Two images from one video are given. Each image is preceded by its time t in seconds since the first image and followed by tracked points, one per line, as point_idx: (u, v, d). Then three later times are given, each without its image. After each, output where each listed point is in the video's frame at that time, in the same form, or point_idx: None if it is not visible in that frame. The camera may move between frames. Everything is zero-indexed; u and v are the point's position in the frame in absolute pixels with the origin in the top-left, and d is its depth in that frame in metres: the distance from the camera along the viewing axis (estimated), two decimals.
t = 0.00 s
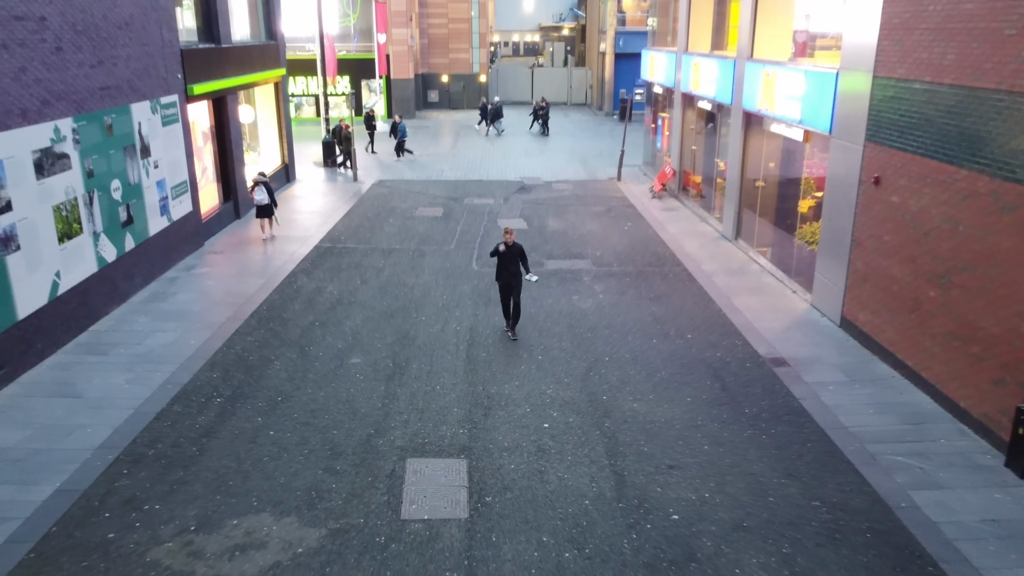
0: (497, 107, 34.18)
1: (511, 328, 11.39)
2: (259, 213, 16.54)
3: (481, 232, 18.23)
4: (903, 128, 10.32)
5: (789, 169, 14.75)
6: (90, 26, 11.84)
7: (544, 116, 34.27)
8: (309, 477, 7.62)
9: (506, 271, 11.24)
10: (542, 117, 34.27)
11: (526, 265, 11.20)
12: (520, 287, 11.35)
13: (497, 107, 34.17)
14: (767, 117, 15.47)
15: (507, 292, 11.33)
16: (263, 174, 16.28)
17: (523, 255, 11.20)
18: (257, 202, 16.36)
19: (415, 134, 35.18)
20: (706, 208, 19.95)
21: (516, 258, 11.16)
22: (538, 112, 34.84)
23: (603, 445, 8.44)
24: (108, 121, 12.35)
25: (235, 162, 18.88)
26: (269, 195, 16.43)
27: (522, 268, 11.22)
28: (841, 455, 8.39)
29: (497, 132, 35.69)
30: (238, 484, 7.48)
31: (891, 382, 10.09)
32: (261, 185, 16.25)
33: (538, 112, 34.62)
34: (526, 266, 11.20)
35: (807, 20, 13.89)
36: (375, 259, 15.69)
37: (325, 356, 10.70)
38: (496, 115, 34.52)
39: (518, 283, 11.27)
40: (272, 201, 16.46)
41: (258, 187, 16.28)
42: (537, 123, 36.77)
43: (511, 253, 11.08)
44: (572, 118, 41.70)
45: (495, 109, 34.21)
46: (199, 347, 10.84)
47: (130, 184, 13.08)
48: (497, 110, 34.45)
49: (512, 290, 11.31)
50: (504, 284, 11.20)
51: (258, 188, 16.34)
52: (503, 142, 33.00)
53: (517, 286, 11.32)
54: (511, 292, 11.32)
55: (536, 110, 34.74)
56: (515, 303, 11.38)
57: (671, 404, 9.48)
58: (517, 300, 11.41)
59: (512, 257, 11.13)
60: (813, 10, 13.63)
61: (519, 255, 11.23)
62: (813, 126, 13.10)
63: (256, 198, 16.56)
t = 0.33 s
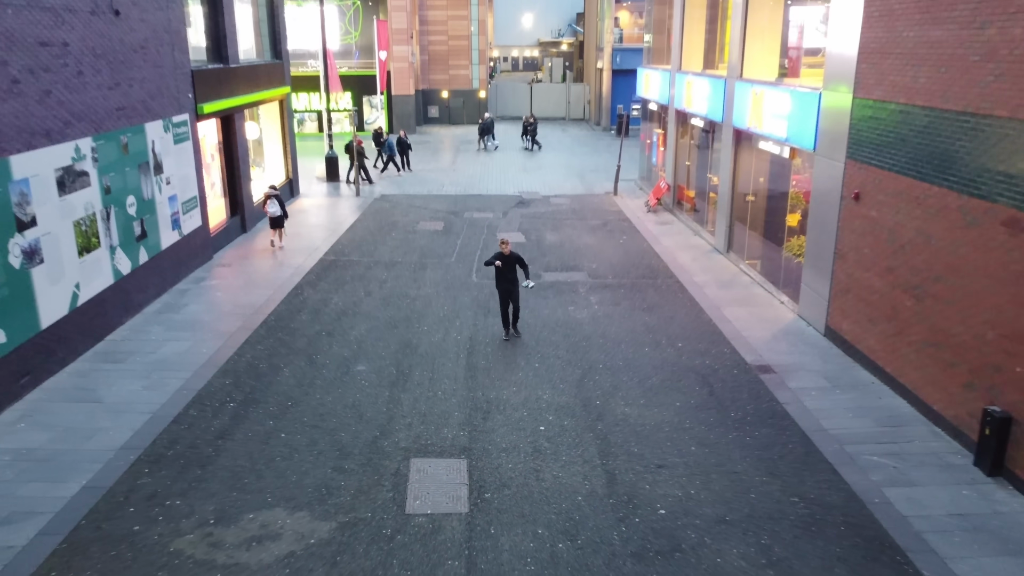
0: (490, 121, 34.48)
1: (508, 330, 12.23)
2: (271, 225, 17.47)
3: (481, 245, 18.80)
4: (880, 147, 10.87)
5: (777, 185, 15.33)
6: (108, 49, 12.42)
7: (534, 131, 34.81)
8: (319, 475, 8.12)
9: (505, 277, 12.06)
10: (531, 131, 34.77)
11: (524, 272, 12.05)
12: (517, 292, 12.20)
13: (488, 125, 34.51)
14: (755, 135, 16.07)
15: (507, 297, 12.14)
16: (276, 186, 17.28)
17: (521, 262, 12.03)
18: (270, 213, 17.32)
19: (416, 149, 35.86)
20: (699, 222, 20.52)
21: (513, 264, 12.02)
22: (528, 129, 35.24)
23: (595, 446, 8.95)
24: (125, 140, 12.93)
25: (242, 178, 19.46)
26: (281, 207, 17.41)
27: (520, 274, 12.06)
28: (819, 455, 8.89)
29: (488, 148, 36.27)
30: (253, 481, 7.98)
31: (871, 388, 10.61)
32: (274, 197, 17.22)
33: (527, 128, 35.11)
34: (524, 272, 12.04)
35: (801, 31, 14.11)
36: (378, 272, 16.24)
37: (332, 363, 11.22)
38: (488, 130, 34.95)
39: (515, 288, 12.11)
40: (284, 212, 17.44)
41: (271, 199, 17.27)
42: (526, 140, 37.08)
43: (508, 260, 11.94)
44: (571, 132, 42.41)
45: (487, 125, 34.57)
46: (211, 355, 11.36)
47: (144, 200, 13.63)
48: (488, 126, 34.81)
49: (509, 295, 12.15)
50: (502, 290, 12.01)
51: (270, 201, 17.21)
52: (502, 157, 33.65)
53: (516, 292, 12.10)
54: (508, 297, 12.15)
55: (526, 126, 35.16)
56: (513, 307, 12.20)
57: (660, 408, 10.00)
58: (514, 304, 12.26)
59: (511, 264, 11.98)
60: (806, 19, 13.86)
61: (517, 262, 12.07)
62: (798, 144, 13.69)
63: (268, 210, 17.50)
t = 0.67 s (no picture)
0: (480, 137, 35.30)
1: (506, 337, 12.84)
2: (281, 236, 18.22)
3: (482, 257, 19.38)
4: (861, 164, 11.45)
5: (767, 200, 15.91)
6: (126, 71, 13.04)
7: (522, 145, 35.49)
8: (330, 474, 8.66)
9: (504, 286, 12.64)
10: (520, 146, 35.53)
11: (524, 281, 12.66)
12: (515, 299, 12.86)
13: (478, 140, 35.32)
14: (746, 152, 16.68)
15: (507, 305, 12.77)
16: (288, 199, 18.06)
17: (520, 272, 12.63)
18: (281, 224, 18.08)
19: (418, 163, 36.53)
20: (694, 235, 21.09)
21: (513, 275, 12.63)
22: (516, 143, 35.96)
23: (589, 447, 9.49)
24: (141, 157, 13.53)
25: (251, 192, 20.07)
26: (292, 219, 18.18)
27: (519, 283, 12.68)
28: (800, 455, 9.43)
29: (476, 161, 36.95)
30: (267, 479, 8.52)
31: (852, 394, 11.15)
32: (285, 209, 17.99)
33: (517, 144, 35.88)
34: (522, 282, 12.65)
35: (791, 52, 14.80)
36: (382, 283, 16.81)
37: (339, 370, 11.77)
38: (480, 145, 35.61)
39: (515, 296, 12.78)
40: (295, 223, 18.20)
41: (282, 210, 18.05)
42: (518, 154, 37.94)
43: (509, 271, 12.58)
44: (570, 146, 43.10)
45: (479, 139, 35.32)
46: (224, 362, 11.92)
47: (159, 214, 14.22)
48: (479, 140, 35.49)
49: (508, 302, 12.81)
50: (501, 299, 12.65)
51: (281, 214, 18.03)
52: (502, 171, 34.30)
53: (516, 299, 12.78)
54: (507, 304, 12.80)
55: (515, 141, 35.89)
56: (509, 314, 12.85)
57: (651, 412, 10.54)
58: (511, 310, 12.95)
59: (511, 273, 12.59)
60: (795, 42, 14.53)
61: (515, 272, 12.69)
62: (786, 161, 14.28)
63: (279, 221, 18.25)
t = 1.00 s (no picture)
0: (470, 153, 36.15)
1: (505, 342, 13.61)
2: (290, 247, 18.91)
3: (482, 270, 20.00)
4: (842, 183, 12.10)
5: (756, 216, 16.56)
6: (145, 94, 13.70)
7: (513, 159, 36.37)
8: (341, 474, 9.25)
9: (503, 297, 13.25)
10: (511, 161, 36.45)
11: (521, 293, 13.29)
12: (513, 308, 13.54)
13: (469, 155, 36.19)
14: (737, 169, 17.36)
15: (506, 314, 13.44)
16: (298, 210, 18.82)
17: (517, 284, 13.21)
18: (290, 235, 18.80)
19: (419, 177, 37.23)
20: (688, 249, 21.75)
21: (512, 287, 13.22)
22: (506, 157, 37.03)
23: (584, 449, 10.08)
24: (158, 175, 14.17)
25: (259, 207, 20.73)
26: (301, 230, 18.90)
27: (517, 294, 13.29)
28: (783, 457, 10.02)
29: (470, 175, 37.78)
30: (282, 478, 9.11)
31: (834, 400, 11.75)
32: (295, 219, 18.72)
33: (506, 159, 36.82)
34: (519, 294, 13.27)
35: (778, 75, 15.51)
36: (387, 295, 17.43)
37: (347, 378, 12.37)
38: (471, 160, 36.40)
39: (513, 306, 13.46)
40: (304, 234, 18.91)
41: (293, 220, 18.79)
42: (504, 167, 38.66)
43: (508, 284, 13.18)
44: (570, 161, 43.81)
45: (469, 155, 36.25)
46: (237, 370, 12.52)
47: (174, 229, 14.85)
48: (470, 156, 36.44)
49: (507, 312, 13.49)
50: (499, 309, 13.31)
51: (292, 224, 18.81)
52: (503, 185, 34.99)
53: (515, 309, 13.47)
54: (507, 313, 13.49)
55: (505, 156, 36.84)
56: (508, 323, 13.55)
57: (643, 417, 11.14)
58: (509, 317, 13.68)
59: (509, 285, 13.17)
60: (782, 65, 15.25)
61: (513, 284, 13.28)
62: (773, 179, 14.94)
63: (290, 232, 18.97)
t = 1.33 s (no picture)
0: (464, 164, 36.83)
1: (502, 353, 14.04)
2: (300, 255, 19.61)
3: (483, 279, 20.65)
4: (826, 197, 12.75)
5: (748, 227, 17.22)
6: (163, 112, 14.38)
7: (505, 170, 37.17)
8: (352, 472, 9.86)
9: (503, 308, 13.86)
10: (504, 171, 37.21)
11: (519, 305, 13.87)
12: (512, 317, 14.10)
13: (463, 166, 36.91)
14: (730, 183, 18.03)
15: (505, 323, 14.02)
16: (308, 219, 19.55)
17: (516, 295, 13.82)
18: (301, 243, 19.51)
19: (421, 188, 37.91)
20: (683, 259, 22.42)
21: (511, 298, 13.84)
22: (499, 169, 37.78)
23: (581, 449, 10.69)
24: (175, 189, 14.83)
25: (268, 218, 21.40)
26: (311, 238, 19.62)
27: (516, 305, 13.88)
28: (768, 457, 10.63)
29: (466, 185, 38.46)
30: (297, 475, 9.72)
31: (819, 404, 12.38)
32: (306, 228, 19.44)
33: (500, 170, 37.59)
34: (518, 306, 13.87)
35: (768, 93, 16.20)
36: (392, 304, 18.08)
37: (355, 383, 12.99)
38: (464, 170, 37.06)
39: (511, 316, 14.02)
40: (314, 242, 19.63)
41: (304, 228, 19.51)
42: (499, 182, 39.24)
43: (507, 294, 13.81)
44: (569, 172, 44.48)
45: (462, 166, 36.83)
46: (251, 375, 13.15)
47: (189, 241, 15.50)
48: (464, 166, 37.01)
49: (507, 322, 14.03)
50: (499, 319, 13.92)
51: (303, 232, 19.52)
52: (503, 196, 35.70)
53: (514, 318, 14.09)
54: (506, 323, 14.05)
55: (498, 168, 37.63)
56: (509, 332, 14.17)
57: (638, 420, 11.76)
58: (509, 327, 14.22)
59: (509, 296, 13.78)
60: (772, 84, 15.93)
61: (513, 295, 13.89)
62: (763, 193, 15.62)
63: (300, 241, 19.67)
